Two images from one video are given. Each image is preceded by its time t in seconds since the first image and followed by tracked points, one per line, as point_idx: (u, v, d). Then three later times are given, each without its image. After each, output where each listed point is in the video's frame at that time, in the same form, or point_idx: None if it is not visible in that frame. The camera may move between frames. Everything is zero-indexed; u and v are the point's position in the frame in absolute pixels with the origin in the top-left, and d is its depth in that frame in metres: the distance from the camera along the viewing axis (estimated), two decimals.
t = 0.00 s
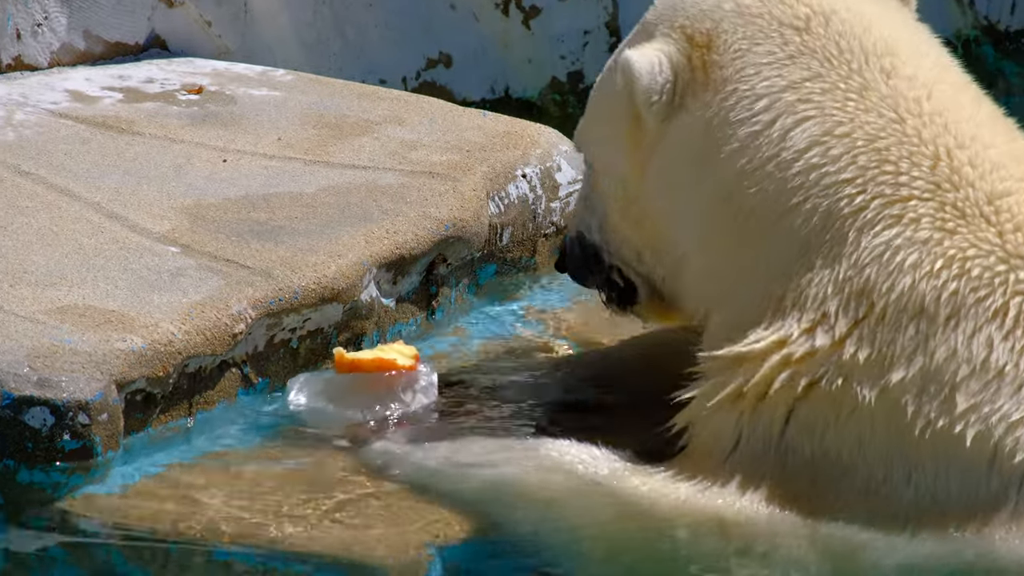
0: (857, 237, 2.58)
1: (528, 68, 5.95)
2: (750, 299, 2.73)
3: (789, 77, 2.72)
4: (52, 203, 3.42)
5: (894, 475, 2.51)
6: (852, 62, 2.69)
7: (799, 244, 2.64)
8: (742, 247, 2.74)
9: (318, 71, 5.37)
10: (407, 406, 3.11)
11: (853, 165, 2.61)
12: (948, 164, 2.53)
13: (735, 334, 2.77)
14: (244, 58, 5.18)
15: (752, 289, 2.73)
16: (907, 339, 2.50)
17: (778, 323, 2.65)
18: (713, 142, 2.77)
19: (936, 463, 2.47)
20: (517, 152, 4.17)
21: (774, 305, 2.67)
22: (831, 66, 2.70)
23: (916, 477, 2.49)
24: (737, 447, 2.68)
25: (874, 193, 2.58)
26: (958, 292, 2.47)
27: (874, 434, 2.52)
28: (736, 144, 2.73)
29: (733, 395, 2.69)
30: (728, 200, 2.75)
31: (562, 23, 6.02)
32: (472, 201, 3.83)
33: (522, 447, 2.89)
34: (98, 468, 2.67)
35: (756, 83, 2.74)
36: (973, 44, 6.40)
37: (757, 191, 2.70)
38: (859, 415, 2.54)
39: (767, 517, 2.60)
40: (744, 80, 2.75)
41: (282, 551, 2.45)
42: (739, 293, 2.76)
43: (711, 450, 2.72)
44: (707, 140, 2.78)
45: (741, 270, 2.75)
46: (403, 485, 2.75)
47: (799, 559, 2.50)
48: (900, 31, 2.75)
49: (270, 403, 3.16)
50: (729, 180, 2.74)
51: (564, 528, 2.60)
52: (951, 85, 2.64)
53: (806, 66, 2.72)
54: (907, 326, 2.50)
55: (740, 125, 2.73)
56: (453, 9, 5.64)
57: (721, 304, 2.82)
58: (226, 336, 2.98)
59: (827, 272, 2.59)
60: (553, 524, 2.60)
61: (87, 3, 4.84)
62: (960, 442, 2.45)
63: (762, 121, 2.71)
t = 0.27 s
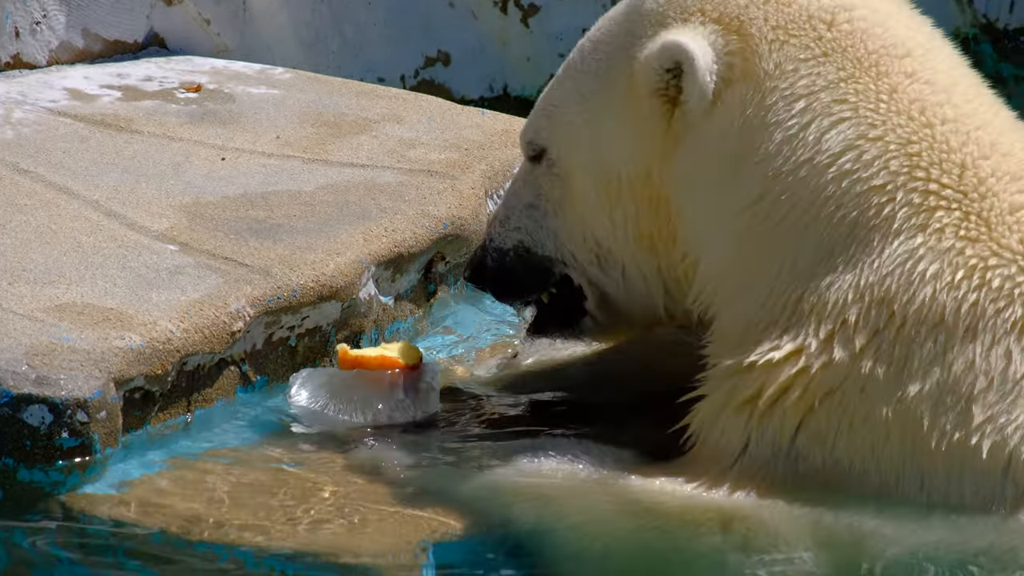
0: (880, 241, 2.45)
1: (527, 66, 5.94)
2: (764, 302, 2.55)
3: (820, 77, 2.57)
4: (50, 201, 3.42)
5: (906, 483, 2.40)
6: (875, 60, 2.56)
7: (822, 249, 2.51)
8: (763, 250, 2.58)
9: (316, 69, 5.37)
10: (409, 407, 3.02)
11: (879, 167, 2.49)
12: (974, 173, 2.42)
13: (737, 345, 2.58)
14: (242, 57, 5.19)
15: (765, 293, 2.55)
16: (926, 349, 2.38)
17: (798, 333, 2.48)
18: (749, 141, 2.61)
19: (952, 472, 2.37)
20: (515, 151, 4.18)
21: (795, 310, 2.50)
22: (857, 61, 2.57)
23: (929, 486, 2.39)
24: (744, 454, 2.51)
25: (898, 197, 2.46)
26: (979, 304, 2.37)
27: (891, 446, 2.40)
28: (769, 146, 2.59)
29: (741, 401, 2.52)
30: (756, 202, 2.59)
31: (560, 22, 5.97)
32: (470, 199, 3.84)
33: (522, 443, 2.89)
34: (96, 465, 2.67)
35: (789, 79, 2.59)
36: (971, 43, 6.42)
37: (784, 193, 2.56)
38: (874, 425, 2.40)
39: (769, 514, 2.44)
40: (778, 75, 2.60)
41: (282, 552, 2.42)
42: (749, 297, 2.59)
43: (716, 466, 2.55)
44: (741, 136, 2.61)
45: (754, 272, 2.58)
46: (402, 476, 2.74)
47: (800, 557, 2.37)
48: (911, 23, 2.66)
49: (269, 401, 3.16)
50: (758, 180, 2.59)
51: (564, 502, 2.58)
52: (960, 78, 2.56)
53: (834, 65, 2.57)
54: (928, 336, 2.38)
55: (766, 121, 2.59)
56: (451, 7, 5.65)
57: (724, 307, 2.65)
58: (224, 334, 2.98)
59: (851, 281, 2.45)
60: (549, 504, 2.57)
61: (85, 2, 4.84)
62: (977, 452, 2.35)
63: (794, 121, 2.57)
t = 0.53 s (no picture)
0: (889, 255, 2.41)
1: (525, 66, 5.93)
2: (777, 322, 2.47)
3: (810, 96, 2.49)
4: (49, 200, 3.42)
5: (921, 493, 2.33)
6: (861, 76, 2.50)
7: (834, 261, 2.45)
8: (772, 272, 2.50)
9: (316, 67, 5.36)
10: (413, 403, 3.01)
11: (882, 178, 2.44)
12: (973, 179, 2.41)
13: (745, 362, 2.51)
14: (241, 56, 5.19)
15: (771, 308, 2.49)
16: (940, 360, 2.34)
17: (814, 356, 2.42)
18: (753, 164, 2.50)
19: (967, 482, 2.31)
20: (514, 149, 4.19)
21: (811, 330, 2.44)
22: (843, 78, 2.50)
23: (944, 496, 2.33)
24: (751, 469, 2.44)
25: (908, 208, 2.41)
26: (990, 315, 2.33)
27: (907, 460, 2.34)
28: (774, 168, 2.49)
29: (755, 423, 2.47)
30: (765, 220, 2.51)
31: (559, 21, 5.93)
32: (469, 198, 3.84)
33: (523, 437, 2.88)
34: (96, 463, 2.67)
35: (784, 100, 2.49)
36: (969, 42, 6.42)
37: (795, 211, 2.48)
38: (889, 439, 2.35)
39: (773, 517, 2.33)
40: (773, 95, 2.49)
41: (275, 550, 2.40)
42: (760, 320, 2.50)
43: (716, 476, 2.47)
44: (747, 158, 2.50)
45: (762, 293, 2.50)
46: (400, 468, 2.73)
47: (805, 556, 2.26)
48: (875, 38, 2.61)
49: (274, 396, 3.16)
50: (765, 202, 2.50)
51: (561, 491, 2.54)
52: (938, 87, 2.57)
53: (818, 87, 2.50)
54: (941, 348, 2.34)
55: (764, 142, 2.49)
56: (451, 7, 5.65)
57: (730, 330, 2.56)
58: (224, 333, 2.98)
59: (861, 305, 2.40)
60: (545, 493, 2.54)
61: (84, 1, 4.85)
62: (992, 461, 2.30)
63: (799, 140, 2.48)
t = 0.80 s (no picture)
0: (877, 270, 2.37)
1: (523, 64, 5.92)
2: (748, 363, 2.44)
3: (771, 133, 2.44)
4: (48, 198, 3.42)
5: (929, 503, 2.31)
6: (822, 99, 2.46)
7: (815, 284, 2.40)
8: (744, 313, 2.46)
9: (314, 66, 5.36)
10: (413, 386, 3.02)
11: (858, 202, 2.39)
12: (948, 185, 2.37)
13: (733, 390, 2.46)
14: (240, 54, 5.21)
15: (744, 344, 2.45)
16: (939, 370, 2.30)
17: (809, 373, 2.38)
18: (725, 207, 2.44)
19: (975, 490, 2.28)
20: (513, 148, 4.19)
21: (801, 354, 2.39)
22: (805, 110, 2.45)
23: (953, 506, 2.30)
24: (752, 484, 2.40)
25: (898, 214, 2.37)
26: (986, 323, 2.30)
27: (912, 473, 2.31)
28: (744, 207, 2.43)
29: (755, 440, 2.41)
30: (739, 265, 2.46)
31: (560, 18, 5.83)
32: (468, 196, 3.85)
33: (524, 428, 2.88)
34: (96, 463, 2.66)
35: (747, 141, 2.43)
36: (968, 42, 6.40)
37: (772, 247, 2.43)
38: (890, 451, 2.32)
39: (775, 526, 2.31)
40: (737, 140, 2.43)
41: (276, 547, 2.38)
42: (728, 356, 2.47)
43: (707, 483, 2.42)
44: (717, 202, 2.44)
45: (731, 332, 2.47)
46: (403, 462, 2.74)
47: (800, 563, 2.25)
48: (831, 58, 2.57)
49: (276, 378, 3.14)
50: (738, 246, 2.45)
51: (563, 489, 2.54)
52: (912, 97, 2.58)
53: (780, 116, 2.44)
54: (940, 358, 2.30)
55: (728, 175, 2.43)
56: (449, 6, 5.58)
57: (701, 365, 2.53)
58: (223, 331, 2.99)
59: (853, 325, 2.36)
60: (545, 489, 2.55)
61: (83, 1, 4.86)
62: (996, 468, 2.26)
63: (764, 181, 2.43)
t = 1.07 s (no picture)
0: (873, 278, 2.31)
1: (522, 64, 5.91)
2: (744, 369, 2.39)
3: (752, 147, 2.35)
4: (47, 198, 3.42)
5: (930, 504, 2.28)
6: (801, 107, 2.38)
7: (808, 293, 2.35)
8: (734, 324, 2.40)
9: (313, 66, 5.36)
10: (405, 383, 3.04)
11: (848, 214, 2.32)
12: (936, 187, 2.31)
13: (732, 396, 2.41)
14: (239, 54, 5.21)
15: (734, 351, 2.40)
16: (939, 373, 2.26)
17: (808, 381, 2.34)
18: (711, 215, 2.37)
19: (974, 491, 2.25)
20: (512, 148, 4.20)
21: (800, 359, 2.34)
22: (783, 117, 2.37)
23: (953, 507, 2.26)
24: (752, 491, 2.37)
25: (889, 221, 2.31)
26: (984, 327, 2.26)
27: (911, 476, 2.28)
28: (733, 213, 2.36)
29: (753, 444, 2.38)
30: (728, 275, 2.39)
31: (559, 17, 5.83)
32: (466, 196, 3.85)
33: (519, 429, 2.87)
34: (92, 458, 2.65)
35: (728, 156, 2.35)
36: (967, 41, 6.42)
37: (764, 257, 2.37)
38: (889, 453, 2.29)
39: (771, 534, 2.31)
40: (716, 153, 2.35)
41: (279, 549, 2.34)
42: (722, 364, 2.41)
43: (704, 488, 2.40)
44: (702, 212, 2.37)
45: (722, 341, 2.41)
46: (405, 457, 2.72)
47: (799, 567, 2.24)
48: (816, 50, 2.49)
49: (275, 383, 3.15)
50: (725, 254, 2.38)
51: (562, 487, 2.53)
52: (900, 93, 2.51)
53: (763, 124, 2.36)
54: (940, 362, 2.26)
55: (711, 182, 2.35)
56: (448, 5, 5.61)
57: (691, 375, 2.48)
58: (222, 331, 2.98)
59: (851, 329, 2.31)
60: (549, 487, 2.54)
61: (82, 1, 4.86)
62: (997, 468, 2.23)
63: (746, 198, 2.35)
